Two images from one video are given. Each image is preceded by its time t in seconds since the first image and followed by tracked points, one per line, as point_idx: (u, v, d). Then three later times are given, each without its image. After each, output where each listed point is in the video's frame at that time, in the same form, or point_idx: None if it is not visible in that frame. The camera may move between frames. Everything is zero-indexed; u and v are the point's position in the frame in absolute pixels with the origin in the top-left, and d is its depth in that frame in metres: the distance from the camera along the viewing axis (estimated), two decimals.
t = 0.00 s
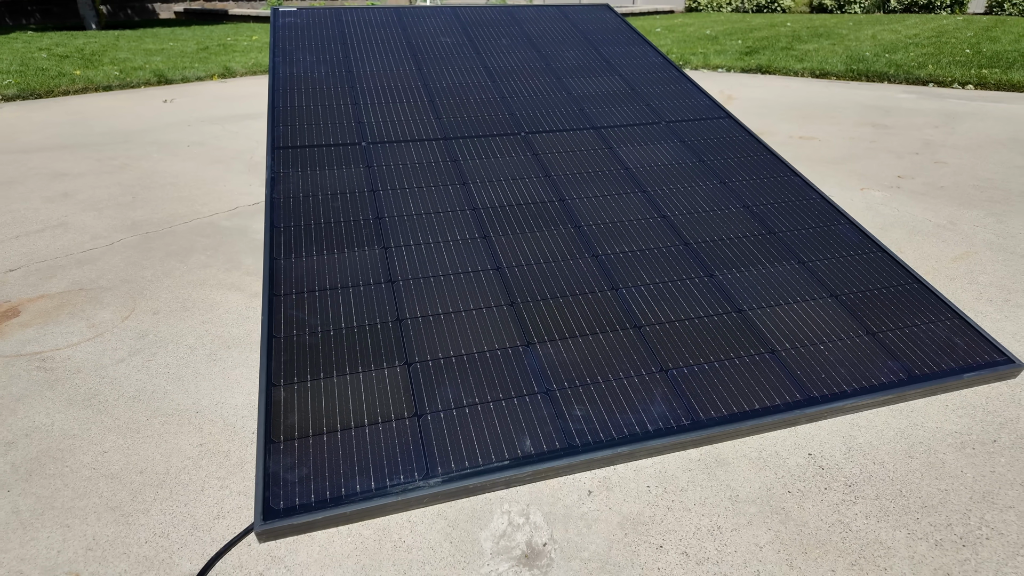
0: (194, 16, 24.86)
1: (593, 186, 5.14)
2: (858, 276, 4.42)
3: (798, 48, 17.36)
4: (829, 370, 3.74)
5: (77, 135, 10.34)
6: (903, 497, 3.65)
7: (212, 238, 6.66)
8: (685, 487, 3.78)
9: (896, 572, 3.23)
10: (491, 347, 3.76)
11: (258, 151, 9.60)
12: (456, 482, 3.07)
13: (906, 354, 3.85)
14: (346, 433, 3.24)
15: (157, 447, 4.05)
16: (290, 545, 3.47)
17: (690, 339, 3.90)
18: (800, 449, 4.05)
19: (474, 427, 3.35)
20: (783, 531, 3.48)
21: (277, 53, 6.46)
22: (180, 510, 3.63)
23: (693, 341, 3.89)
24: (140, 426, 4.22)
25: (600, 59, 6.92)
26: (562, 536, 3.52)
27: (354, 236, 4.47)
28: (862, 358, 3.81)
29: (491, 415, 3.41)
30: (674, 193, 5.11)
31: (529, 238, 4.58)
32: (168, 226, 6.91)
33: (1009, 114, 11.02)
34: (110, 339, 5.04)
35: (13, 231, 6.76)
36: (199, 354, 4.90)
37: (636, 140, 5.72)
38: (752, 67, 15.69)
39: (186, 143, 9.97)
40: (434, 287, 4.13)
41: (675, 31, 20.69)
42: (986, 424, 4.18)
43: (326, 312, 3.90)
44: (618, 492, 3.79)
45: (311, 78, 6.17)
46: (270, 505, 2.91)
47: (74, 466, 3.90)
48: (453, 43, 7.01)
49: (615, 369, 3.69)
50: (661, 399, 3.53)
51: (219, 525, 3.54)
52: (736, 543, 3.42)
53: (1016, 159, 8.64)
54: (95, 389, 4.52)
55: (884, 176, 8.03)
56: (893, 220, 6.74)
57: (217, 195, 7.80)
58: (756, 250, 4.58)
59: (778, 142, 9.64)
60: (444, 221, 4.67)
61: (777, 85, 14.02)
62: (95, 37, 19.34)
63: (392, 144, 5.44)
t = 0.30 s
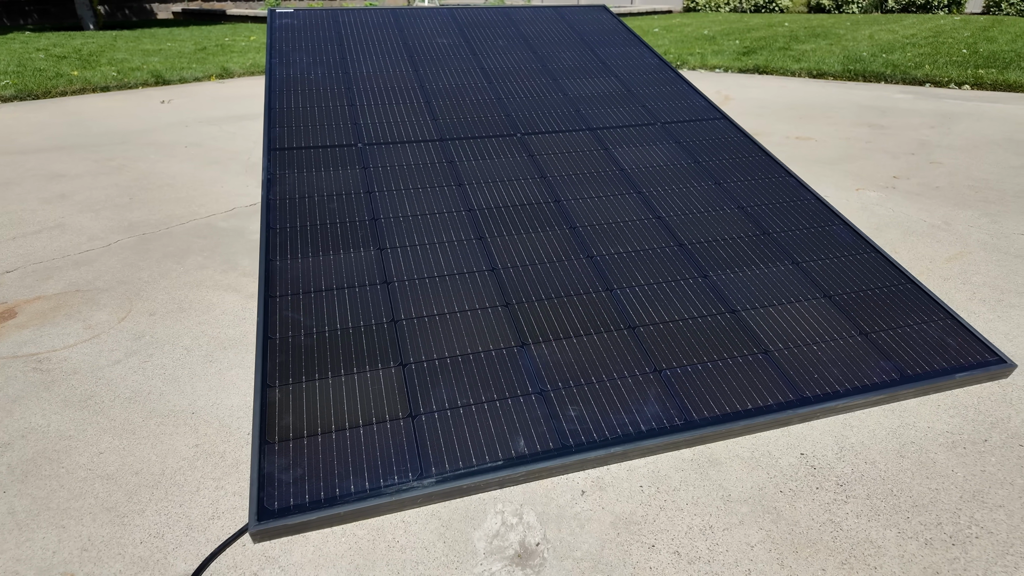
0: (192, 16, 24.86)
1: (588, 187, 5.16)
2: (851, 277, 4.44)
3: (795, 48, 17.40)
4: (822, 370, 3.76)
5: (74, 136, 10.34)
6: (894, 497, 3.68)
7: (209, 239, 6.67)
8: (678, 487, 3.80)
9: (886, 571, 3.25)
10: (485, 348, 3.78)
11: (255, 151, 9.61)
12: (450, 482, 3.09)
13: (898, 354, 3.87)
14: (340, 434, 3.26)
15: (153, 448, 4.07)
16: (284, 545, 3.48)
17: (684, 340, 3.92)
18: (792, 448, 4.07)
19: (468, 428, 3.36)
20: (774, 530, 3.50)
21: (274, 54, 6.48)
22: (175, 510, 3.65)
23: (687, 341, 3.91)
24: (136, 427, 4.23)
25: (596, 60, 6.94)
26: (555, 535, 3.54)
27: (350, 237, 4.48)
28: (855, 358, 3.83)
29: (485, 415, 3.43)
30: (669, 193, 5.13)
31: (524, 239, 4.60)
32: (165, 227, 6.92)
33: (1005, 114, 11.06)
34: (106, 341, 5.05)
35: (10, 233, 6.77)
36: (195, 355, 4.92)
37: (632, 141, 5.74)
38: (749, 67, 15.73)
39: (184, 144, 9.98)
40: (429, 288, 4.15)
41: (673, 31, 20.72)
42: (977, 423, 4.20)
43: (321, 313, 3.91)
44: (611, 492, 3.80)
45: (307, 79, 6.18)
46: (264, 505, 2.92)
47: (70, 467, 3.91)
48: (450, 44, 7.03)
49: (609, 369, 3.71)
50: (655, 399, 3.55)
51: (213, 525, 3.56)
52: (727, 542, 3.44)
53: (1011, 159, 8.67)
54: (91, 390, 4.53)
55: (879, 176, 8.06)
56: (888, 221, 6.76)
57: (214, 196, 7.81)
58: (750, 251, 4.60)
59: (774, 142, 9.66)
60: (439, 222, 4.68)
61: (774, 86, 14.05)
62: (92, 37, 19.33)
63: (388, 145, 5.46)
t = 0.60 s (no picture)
0: (186, 17, 24.79)
1: (584, 188, 5.15)
2: (848, 278, 4.44)
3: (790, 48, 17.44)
4: (819, 371, 3.76)
5: (67, 137, 10.27)
6: (892, 499, 3.67)
7: (203, 242, 6.63)
8: (676, 490, 3.79)
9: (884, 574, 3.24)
10: (482, 351, 3.76)
11: (250, 153, 9.57)
12: (447, 487, 3.06)
13: (895, 355, 3.87)
14: (336, 439, 3.23)
15: (147, 453, 4.03)
16: (280, 551, 3.46)
17: (681, 342, 3.90)
18: (790, 450, 4.07)
19: (464, 432, 3.34)
20: (773, 534, 3.49)
21: (269, 55, 6.45)
22: (169, 517, 3.61)
23: (684, 344, 3.89)
24: (130, 432, 4.19)
25: (591, 61, 6.94)
26: (553, 540, 3.52)
27: (345, 239, 4.45)
28: (852, 360, 3.83)
29: (481, 419, 3.40)
30: (665, 195, 5.12)
31: (520, 241, 4.58)
32: (159, 230, 6.88)
33: (999, 114, 11.11)
34: (99, 345, 5.01)
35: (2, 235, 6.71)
36: (189, 359, 4.88)
37: (628, 142, 5.73)
38: (744, 67, 15.76)
39: (178, 145, 9.93)
40: (425, 291, 4.12)
41: (668, 31, 20.74)
42: (974, 425, 4.20)
43: (316, 316, 3.89)
44: (610, 496, 3.79)
45: (302, 80, 6.15)
46: (260, 511, 2.90)
47: (63, 473, 3.87)
48: (445, 45, 7.01)
49: (607, 372, 3.69)
50: (652, 402, 3.54)
51: (208, 531, 3.53)
52: (726, 546, 3.43)
53: (1005, 159, 8.70)
54: (84, 395, 4.49)
55: (875, 177, 8.08)
56: (884, 221, 6.77)
57: (208, 198, 7.78)
58: (746, 252, 4.59)
59: (769, 143, 9.68)
60: (435, 224, 4.66)
61: (769, 86, 14.08)
62: (85, 38, 19.24)
63: (383, 146, 5.43)
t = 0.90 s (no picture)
0: (184, 17, 24.79)
1: (585, 185, 5.13)
2: (849, 274, 4.43)
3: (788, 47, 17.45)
4: (821, 367, 3.75)
5: (65, 136, 10.25)
6: (895, 494, 3.66)
7: (202, 240, 6.61)
8: (678, 486, 3.78)
9: (888, 568, 3.23)
10: (483, 347, 3.75)
11: (249, 151, 9.56)
12: (448, 482, 3.05)
13: (897, 350, 3.87)
14: (337, 434, 3.21)
15: (146, 450, 4.01)
16: (281, 547, 3.44)
17: (682, 338, 3.89)
18: (793, 446, 4.06)
19: (466, 427, 3.33)
20: (776, 529, 3.48)
21: (267, 53, 6.44)
22: (169, 513, 3.59)
23: (686, 340, 3.88)
24: (129, 429, 4.17)
25: (591, 58, 6.93)
26: (555, 535, 3.51)
27: (345, 236, 4.44)
28: (853, 355, 3.82)
29: (483, 415, 3.39)
30: (666, 191, 5.11)
31: (521, 238, 4.57)
32: (158, 227, 6.86)
33: (997, 113, 11.12)
34: (98, 342, 4.99)
35: None
36: (188, 356, 4.86)
37: (628, 139, 5.72)
38: (743, 66, 15.77)
39: (176, 144, 9.91)
40: (426, 287, 4.11)
41: (667, 31, 20.72)
42: (976, 420, 4.20)
43: (317, 312, 3.87)
44: (612, 492, 3.78)
45: (301, 77, 6.13)
46: (260, 507, 2.88)
47: (62, 470, 3.85)
48: (444, 42, 7.00)
49: (608, 368, 3.68)
50: (654, 397, 3.53)
51: (209, 528, 3.51)
52: (729, 541, 3.42)
53: (1004, 157, 8.71)
54: (83, 392, 4.47)
55: (874, 174, 8.08)
56: (884, 218, 6.77)
57: (207, 195, 7.76)
58: (747, 249, 4.59)
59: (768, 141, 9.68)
60: (435, 221, 4.65)
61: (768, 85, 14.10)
62: (84, 37, 19.22)
63: (383, 143, 5.42)
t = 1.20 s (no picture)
0: (184, 17, 24.79)
1: (589, 184, 5.12)
2: (854, 273, 4.42)
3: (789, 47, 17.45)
4: (828, 365, 3.74)
5: (66, 135, 10.24)
6: (903, 492, 3.66)
7: (205, 238, 6.60)
8: (685, 484, 3.77)
9: (898, 567, 3.23)
10: (489, 345, 3.74)
11: (250, 150, 9.55)
12: (455, 481, 3.04)
13: (903, 349, 3.86)
14: (344, 433, 3.21)
15: (152, 448, 4.00)
16: (288, 546, 3.43)
17: (688, 336, 3.89)
18: (799, 444, 4.05)
19: (473, 426, 3.32)
20: (784, 527, 3.47)
21: (270, 51, 6.43)
22: (175, 512, 3.58)
23: (691, 339, 3.87)
24: (134, 428, 4.16)
25: (594, 57, 6.92)
26: (563, 534, 3.50)
27: (349, 234, 4.43)
28: (859, 353, 3.82)
29: (490, 414, 3.38)
30: (670, 190, 5.10)
31: (525, 236, 4.56)
32: (160, 226, 6.85)
33: (999, 112, 11.11)
34: (102, 341, 4.97)
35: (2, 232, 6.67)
36: (193, 355, 4.85)
37: (632, 137, 5.72)
38: (743, 66, 15.77)
39: (177, 143, 9.90)
40: (431, 286, 4.10)
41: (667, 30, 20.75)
42: (983, 418, 4.19)
43: (322, 311, 3.86)
44: (619, 490, 3.77)
45: (303, 76, 6.12)
46: (268, 505, 2.87)
47: (67, 468, 3.84)
48: (447, 41, 6.99)
49: (614, 366, 3.67)
50: (661, 395, 3.52)
51: (215, 526, 3.50)
52: (737, 539, 3.41)
53: (1007, 156, 8.70)
54: (88, 391, 4.46)
55: (877, 173, 8.07)
56: (887, 217, 6.76)
57: (209, 194, 7.75)
58: (752, 247, 4.58)
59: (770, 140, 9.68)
60: (440, 220, 4.64)
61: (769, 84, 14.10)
62: (84, 37, 19.21)
63: (386, 141, 5.41)
